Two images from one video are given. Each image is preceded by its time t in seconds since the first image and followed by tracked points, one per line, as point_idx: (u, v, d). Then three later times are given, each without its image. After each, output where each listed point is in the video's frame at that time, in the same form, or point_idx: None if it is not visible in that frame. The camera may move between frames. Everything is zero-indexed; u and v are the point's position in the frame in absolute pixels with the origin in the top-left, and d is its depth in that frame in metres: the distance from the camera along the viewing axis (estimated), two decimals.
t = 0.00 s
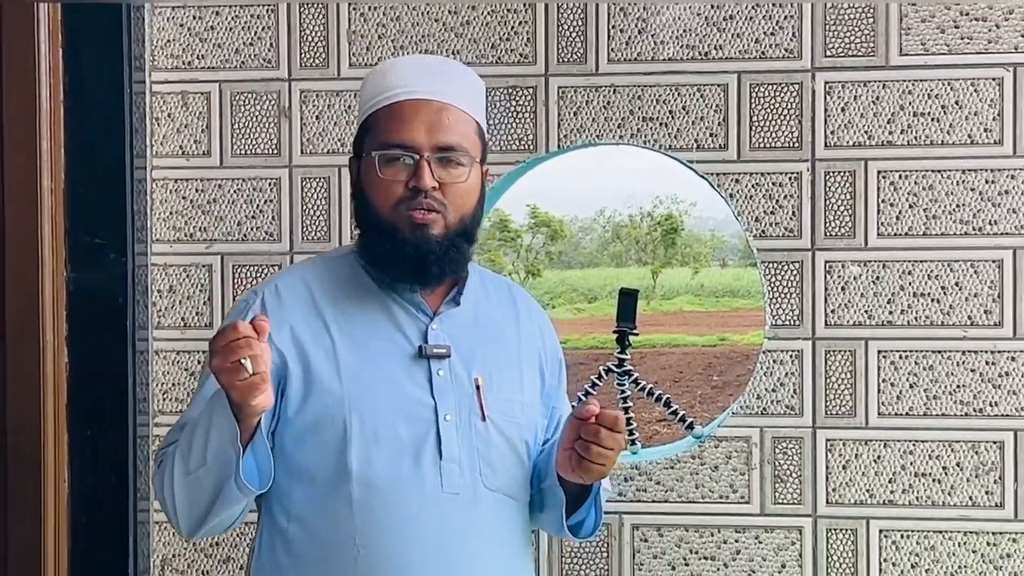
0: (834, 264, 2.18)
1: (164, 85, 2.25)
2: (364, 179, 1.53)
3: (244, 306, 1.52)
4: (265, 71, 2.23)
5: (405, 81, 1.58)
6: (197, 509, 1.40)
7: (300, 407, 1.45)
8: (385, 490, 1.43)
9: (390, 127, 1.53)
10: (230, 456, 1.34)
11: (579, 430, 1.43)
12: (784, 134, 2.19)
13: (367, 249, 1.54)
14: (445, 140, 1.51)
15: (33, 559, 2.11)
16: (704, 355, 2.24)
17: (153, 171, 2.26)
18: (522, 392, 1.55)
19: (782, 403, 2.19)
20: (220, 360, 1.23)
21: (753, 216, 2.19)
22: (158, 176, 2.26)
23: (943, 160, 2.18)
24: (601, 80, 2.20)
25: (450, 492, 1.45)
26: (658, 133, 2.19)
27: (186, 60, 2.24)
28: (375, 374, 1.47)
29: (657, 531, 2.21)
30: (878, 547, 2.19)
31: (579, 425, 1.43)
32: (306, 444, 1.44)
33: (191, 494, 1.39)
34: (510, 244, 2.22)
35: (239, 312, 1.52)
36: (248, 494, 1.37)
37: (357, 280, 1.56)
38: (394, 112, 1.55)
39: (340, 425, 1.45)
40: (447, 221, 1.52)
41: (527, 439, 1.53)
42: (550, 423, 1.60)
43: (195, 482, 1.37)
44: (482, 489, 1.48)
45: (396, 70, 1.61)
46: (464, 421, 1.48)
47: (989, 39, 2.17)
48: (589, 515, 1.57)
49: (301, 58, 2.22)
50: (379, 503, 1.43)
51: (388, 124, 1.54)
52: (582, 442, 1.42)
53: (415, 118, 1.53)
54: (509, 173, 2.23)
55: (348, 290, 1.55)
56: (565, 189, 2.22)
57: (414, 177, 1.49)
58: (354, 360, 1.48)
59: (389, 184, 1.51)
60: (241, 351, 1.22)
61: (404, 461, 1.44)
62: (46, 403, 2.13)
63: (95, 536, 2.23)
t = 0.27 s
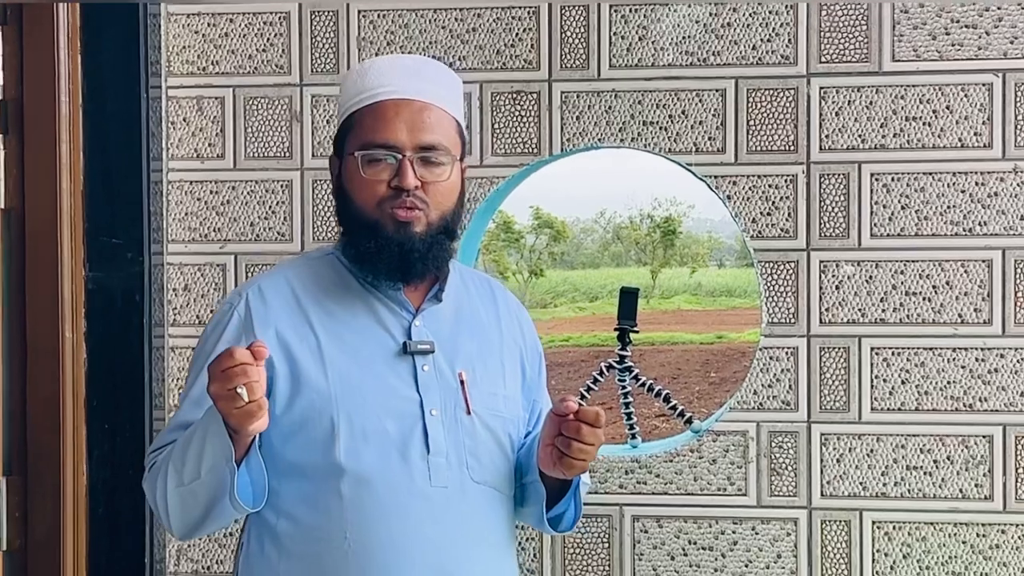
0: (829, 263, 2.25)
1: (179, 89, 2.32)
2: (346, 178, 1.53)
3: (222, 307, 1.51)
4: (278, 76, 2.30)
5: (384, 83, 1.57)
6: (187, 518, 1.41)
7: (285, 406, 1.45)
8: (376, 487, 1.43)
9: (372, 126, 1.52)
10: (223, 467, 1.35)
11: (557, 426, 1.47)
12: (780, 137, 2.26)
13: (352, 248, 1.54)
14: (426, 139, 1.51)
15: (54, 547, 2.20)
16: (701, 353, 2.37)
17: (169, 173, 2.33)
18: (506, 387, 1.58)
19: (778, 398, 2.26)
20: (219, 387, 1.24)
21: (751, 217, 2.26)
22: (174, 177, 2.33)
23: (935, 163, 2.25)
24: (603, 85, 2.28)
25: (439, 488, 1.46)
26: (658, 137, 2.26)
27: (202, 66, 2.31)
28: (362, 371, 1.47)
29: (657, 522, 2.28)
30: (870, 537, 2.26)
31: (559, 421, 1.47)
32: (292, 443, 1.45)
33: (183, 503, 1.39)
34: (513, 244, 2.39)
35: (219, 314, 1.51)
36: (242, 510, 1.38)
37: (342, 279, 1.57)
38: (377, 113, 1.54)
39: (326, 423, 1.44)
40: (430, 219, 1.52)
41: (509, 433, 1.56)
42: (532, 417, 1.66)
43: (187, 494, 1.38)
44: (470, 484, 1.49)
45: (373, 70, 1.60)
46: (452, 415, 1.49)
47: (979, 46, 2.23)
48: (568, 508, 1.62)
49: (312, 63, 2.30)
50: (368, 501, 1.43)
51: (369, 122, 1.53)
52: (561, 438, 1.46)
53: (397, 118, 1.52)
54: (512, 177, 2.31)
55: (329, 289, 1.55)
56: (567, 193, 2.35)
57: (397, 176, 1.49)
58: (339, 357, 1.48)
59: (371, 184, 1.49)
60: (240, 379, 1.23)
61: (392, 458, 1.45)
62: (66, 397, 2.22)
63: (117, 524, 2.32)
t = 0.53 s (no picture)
0: (806, 265, 2.47)
1: (215, 106, 2.61)
2: (335, 186, 1.79)
3: (228, 313, 1.74)
4: (304, 94, 2.57)
5: (367, 95, 1.85)
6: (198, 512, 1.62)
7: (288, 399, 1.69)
8: (372, 465, 1.67)
9: (357, 138, 1.80)
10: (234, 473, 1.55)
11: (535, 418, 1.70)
12: (762, 149, 2.48)
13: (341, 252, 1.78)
14: (406, 148, 1.78)
15: (100, 524, 2.41)
16: (689, 347, 2.55)
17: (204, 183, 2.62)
18: (484, 379, 1.83)
19: (759, 387, 2.49)
20: (253, 405, 1.44)
21: (734, 222, 2.49)
22: (209, 186, 2.62)
23: (903, 173, 2.46)
24: (600, 102, 2.50)
25: (430, 466, 1.70)
26: (651, 149, 2.49)
27: (236, 85, 2.59)
28: (357, 366, 1.72)
29: (649, 500, 2.50)
30: (844, 515, 2.47)
31: (531, 414, 1.71)
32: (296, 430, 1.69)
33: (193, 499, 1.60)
34: (518, 248, 2.60)
35: (223, 317, 1.74)
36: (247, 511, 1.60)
37: (333, 286, 1.81)
38: (362, 124, 1.82)
39: (326, 411, 1.69)
40: (410, 222, 1.77)
41: (490, 418, 1.81)
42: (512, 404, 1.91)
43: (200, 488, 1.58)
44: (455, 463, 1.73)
45: (358, 85, 1.88)
46: (438, 402, 1.73)
47: (943, 66, 2.45)
48: (546, 496, 1.87)
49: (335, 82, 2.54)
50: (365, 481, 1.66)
51: (355, 136, 1.80)
52: (539, 429, 1.69)
53: (380, 130, 1.80)
54: (517, 186, 2.53)
55: (325, 297, 1.79)
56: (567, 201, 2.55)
57: (379, 182, 1.75)
58: (338, 354, 1.73)
59: (357, 190, 1.75)
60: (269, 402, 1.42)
61: (387, 441, 1.69)
62: (110, 387, 2.42)
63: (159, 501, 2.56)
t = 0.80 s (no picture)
0: (788, 265, 2.68)
1: (244, 118, 2.81)
2: (325, 192, 1.95)
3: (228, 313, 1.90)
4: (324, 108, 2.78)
5: (359, 103, 2.01)
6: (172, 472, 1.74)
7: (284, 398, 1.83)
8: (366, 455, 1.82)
9: (349, 141, 1.96)
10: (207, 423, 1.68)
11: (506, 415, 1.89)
12: (747, 159, 2.68)
13: (335, 253, 1.94)
14: (392, 154, 1.93)
15: (135, 506, 2.62)
16: (681, 340, 2.80)
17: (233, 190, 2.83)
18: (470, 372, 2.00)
19: (745, 378, 2.69)
20: (225, 378, 1.62)
21: (722, 226, 2.69)
22: (237, 193, 2.83)
23: (878, 181, 2.66)
24: (598, 115, 2.70)
25: (421, 455, 1.86)
26: (645, 159, 2.69)
27: (261, 99, 2.80)
28: (350, 363, 1.87)
29: (643, 483, 2.71)
30: (823, 496, 2.68)
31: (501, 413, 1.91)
32: (293, 425, 1.83)
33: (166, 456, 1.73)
34: (521, 248, 2.84)
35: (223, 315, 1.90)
36: (219, 459, 1.70)
37: (326, 288, 1.98)
38: (352, 131, 1.97)
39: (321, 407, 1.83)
40: (397, 224, 1.93)
41: (476, 409, 1.98)
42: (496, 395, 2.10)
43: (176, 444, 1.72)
44: (444, 451, 1.90)
45: (352, 95, 2.04)
46: (427, 395, 1.90)
47: (915, 82, 2.65)
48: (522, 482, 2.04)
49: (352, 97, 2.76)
50: (360, 471, 1.81)
51: (348, 139, 1.97)
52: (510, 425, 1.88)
53: (369, 136, 1.96)
54: (521, 193, 2.74)
55: (319, 298, 1.96)
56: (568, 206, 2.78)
57: (369, 186, 1.90)
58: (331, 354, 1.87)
59: (348, 193, 1.92)
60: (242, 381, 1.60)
61: (379, 433, 1.84)
62: (145, 380, 2.63)
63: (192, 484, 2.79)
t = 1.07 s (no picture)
0: (784, 263, 2.76)
1: (256, 120, 2.89)
2: (314, 195, 2.04)
3: (217, 321, 1.98)
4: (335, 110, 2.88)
5: (343, 111, 2.08)
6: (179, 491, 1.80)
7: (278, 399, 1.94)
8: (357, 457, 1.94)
9: (337, 146, 2.04)
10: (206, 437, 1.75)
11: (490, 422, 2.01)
12: (744, 160, 2.76)
13: (324, 259, 2.03)
14: (379, 159, 2.03)
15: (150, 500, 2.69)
16: (679, 334, 2.96)
17: (245, 190, 2.91)
18: (452, 373, 2.12)
19: (742, 372, 2.77)
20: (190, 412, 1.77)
21: (720, 226, 2.77)
22: (250, 193, 2.91)
23: (871, 181, 2.75)
24: (599, 118, 2.78)
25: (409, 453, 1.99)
26: (645, 160, 2.77)
27: (273, 102, 2.89)
28: (342, 369, 1.98)
29: (643, 474, 2.79)
30: (817, 487, 2.77)
31: (486, 420, 2.02)
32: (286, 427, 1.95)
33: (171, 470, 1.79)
34: (525, 246, 2.98)
35: (214, 325, 1.98)
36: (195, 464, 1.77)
37: (312, 294, 2.07)
38: (339, 137, 2.05)
39: (316, 410, 1.94)
40: (386, 226, 2.04)
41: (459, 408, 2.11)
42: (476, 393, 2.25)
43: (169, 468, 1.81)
44: (431, 449, 2.03)
45: (335, 102, 2.10)
46: (414, 398, 2.02)
47: (907, 85, 2.73)
48: (503, 480, 2.17)
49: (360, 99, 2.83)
50: (353, 470, 1.94)
51: (336, 144, 2.04)
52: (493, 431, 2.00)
53: (356, 143, 2.04)
54: (524, 193, 2.82)
55: (307, 304, 2.05)
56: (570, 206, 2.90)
57: (358, 190, 2.00)
58: (322, 359, 1.98)
59: (337, 198, 2.01)
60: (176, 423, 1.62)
61: (369, 434, 1.96)
62: (161, 376, 2.70)
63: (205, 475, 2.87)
